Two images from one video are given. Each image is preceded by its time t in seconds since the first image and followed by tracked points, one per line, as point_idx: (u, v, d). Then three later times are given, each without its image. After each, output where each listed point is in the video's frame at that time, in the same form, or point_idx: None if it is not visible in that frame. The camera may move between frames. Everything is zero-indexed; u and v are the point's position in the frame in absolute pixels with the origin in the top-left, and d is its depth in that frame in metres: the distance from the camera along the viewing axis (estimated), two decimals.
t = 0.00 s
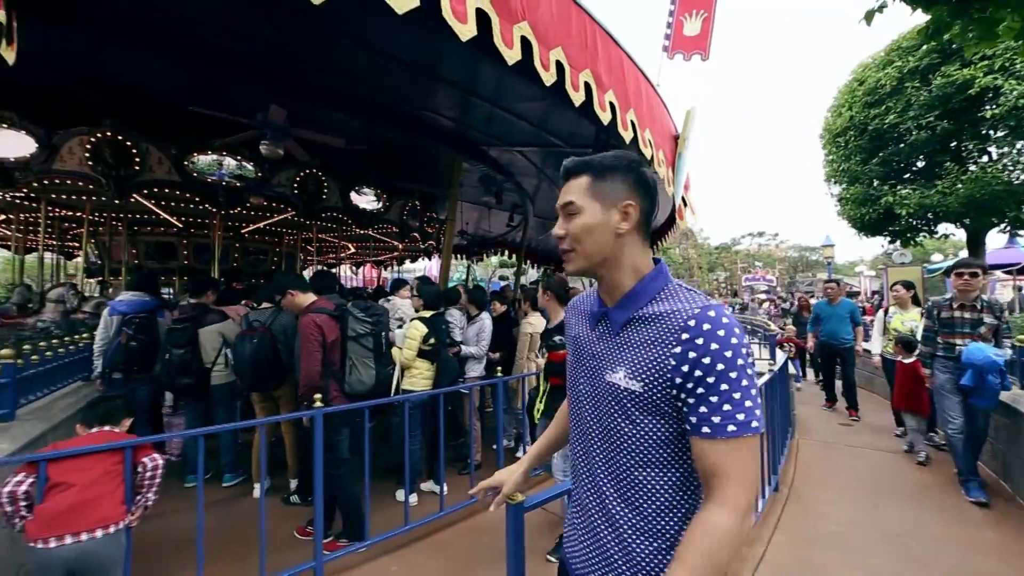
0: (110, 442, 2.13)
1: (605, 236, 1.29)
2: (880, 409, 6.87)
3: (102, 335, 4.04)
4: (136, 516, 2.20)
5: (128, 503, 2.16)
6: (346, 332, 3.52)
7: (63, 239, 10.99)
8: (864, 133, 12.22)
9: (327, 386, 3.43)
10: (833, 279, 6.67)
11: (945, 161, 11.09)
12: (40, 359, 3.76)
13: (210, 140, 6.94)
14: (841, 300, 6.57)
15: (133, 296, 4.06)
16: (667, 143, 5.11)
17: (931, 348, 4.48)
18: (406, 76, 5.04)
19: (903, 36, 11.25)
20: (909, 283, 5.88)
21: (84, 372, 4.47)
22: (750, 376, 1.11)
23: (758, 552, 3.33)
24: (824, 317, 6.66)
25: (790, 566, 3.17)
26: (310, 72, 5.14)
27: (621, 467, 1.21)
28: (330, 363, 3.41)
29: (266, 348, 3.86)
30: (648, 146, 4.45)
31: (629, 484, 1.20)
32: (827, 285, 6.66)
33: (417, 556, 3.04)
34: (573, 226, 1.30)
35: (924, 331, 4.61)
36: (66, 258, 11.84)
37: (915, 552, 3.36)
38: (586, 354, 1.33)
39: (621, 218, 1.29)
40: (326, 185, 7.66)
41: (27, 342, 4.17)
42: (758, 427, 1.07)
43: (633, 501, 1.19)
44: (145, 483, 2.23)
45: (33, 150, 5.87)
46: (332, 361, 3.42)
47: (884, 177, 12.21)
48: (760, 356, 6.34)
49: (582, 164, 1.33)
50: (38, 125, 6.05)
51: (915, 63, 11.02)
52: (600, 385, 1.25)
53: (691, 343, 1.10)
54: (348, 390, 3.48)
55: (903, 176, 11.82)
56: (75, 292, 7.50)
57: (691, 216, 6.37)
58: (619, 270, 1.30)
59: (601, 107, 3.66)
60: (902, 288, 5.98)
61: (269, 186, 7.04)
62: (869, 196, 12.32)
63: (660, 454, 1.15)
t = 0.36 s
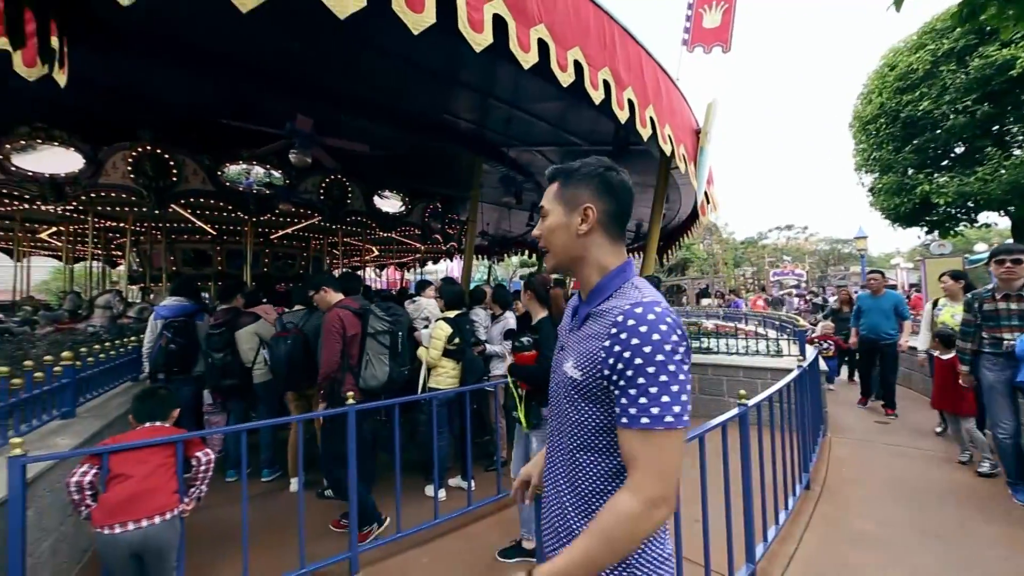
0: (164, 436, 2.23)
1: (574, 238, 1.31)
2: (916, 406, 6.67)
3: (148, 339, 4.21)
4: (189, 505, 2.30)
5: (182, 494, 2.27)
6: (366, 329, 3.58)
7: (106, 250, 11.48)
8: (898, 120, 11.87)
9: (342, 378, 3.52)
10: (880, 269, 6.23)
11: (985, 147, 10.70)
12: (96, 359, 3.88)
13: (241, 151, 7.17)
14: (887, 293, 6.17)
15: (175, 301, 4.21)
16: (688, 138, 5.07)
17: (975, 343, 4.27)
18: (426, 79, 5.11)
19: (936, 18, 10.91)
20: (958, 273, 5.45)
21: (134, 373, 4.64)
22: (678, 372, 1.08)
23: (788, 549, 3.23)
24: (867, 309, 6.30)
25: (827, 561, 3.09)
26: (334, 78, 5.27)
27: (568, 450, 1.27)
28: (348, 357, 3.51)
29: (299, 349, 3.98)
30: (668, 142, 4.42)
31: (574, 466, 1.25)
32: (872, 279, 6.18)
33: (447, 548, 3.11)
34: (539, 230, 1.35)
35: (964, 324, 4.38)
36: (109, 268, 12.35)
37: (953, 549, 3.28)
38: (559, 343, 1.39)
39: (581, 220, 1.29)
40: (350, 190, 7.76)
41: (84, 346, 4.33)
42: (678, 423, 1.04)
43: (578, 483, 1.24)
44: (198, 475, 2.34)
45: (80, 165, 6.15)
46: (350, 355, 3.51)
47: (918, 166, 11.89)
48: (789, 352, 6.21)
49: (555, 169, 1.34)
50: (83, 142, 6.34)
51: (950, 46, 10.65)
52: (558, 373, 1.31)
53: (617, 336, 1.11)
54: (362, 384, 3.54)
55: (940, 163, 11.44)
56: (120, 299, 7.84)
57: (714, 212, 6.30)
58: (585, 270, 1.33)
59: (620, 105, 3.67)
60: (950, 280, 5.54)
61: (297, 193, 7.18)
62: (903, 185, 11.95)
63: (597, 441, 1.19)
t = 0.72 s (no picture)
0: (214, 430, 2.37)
1: (597, 244, 1.34)
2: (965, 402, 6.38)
3: (197, 338, 4.44)
4: (241, 494, 2.44)
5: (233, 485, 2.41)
6: (384, 327, 3.66)
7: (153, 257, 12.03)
8: (947, 101, 11.36)
9: (360, 374, 3.60)
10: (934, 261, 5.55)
11: None
12: (151, 357, 4.11)
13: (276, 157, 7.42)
14: (942, 286, 5.45)
15: (221, 303, 4.39)
16: (717, 130, 5.00)
17: None
18: (451, 80, 5.18)
19: None
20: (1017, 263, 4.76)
21: (185, 370, 4.87)
22: (660, 367, 1.12)
23: (826, 551, 2.86)
24: (917, 304, 5.62)
25: (874, 540, 2.97)
26: (363, 83, 5.40)
27: (555, 436, 1.32)
28: (367, 353, 3.60)
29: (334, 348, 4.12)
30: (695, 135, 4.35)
31: (559, 451, 1.31)
32: (925, 270, 5.47)
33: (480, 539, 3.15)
34: (564, 233, 1.33)
35: None
36: (158, 273, 12.98)
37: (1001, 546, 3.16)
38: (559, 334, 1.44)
39: (612, 229, 1.34)
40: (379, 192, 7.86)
41: (138, 345, 4.57)
42: (652, 413, 1.07)
43: (558, 465, 1.30)
44: (247, 467, 2.47)
45: (133, 176, 6.50)
46: (369, 352, 3.61)
47: (969, 150, 11.36)
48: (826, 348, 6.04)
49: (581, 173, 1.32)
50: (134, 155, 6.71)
51: (1001, 22, 10.13)
52: (553, 362, 1.37)
53: (607, 330, 1.16)
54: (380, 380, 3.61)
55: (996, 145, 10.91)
56: (169, 301, 8.26)
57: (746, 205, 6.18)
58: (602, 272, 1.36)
59: (644, 99, 3.66)
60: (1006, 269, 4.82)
61: (328, 196, 7.36)
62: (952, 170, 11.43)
63: (582, 429, 1.24)
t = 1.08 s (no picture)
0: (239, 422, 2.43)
1: (603, 256, 1.39)
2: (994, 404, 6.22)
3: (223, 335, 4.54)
4: (265, 487, 2.51)
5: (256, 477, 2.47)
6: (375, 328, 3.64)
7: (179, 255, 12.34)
8: (979, 95, 11.05)
9: (355, 374, 3.71)
10: (964, 260, 5.33)
11: None
12: (180, 353, 4.23)
13: (297, 158, 7.56)
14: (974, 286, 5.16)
15: (246, 300, 4.52)
16: (734, 127, 4.95)
17: None
18: (469, 80, 5.23)
19: None
20: None
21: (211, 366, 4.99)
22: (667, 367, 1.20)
23: (845, 554, 2.82)
24: (947, 306, 5.31)
25: (895, 546, 2.94)
26: (382, 84, 5.48)
27: (552, 435, 1.32)
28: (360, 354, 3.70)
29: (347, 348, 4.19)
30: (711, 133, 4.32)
31: (556, 450, 1.32)
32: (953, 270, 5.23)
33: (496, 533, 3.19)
34: (579, 243, 1.37)
35: None
36: (184, 272, 13.31)
37: None
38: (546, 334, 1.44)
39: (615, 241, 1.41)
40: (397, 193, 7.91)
41: (167, 341, 4.71)
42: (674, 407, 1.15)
43: (555, 463, 1.31)
44: (269, 461, 2.50)
45: (160, 179, 6.70)
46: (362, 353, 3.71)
47: (1002, 145, 11.06)
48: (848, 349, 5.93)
49: (592, 187, 1.38)
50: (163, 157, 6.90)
51: None
52: (548, 364, 1.36)
53: (621, 335, 1.21)
54: (372, 382, 3.62)
55: None
56: (196, 299, 8.49)
57: (765, 203, 6.11)
58: (602, 279, 1.39)
59: (660, 98, 3.66)
60: None
61: (347, 197, 7.47)
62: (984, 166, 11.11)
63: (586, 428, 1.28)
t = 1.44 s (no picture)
0: (243, 421, 2.43)
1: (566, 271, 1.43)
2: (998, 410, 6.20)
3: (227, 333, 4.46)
4: (266, 487, 2.47)
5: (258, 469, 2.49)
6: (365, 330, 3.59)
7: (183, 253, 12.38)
8: (986, 100, 11.04)
9: (346, 376, 3.67)
10: (966, 266, 5.30)
11: None
12: (185, 350, 4.24)
13: (302, 157, 7.58)
14: (977, 292, 5.14)
15: (252, 298, 4.47)
16: (739, 131, 4.96)
17: None
18: (475, 81, 5.25)
19: None
20: None
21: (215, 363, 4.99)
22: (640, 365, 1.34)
23: (849, 559, 2.81)
24: (950, 312, 5.25)
25: (900, 553, 2.92)
26: (388, 84, 5.50)
27: (538, 446, 1.34)
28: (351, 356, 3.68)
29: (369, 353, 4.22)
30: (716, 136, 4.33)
31: (544, 459, 1.34)
32: (960, 275, 5.21)
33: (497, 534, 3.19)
34: (548, 258, 1.39)
35: None
36: (189, 269, 13.36)
37: None
38: (513, 343, 1.42)
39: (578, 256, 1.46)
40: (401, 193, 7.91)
41: (173, 338, 4.72)
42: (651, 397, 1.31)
43: (543, 467, 1.33)
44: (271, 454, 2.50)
45: (166, 177, 6.72)
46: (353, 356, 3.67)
47: (1009, 151, 11.05)
48: (851, 353, 5.91)
49: (558, 204, 1.41)
50: (169, 155, 6.93)
51: None
52: (526, 374, 1.35)
53: (606, 345, 1.29)
54: (363, 383, 3.55)
55: None
56: (200, 296, 8.51)
57: (770, 207, 6.11)
58: (566, 293, 1.43)
59: (666, 100, 3.68)
60: None
61: (351, 196, 7.48)
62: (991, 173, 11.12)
63: (573, 431, 1.34)
